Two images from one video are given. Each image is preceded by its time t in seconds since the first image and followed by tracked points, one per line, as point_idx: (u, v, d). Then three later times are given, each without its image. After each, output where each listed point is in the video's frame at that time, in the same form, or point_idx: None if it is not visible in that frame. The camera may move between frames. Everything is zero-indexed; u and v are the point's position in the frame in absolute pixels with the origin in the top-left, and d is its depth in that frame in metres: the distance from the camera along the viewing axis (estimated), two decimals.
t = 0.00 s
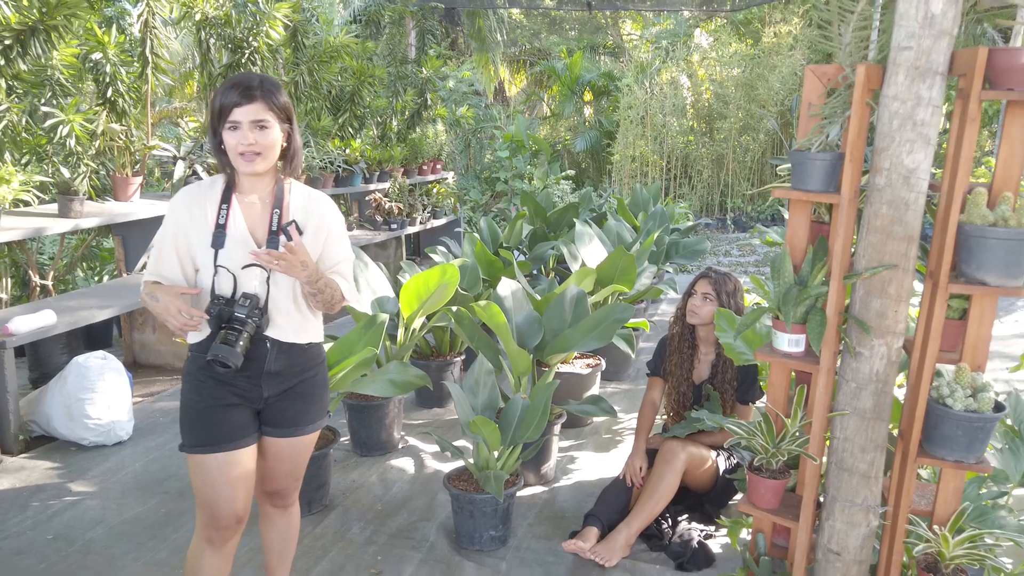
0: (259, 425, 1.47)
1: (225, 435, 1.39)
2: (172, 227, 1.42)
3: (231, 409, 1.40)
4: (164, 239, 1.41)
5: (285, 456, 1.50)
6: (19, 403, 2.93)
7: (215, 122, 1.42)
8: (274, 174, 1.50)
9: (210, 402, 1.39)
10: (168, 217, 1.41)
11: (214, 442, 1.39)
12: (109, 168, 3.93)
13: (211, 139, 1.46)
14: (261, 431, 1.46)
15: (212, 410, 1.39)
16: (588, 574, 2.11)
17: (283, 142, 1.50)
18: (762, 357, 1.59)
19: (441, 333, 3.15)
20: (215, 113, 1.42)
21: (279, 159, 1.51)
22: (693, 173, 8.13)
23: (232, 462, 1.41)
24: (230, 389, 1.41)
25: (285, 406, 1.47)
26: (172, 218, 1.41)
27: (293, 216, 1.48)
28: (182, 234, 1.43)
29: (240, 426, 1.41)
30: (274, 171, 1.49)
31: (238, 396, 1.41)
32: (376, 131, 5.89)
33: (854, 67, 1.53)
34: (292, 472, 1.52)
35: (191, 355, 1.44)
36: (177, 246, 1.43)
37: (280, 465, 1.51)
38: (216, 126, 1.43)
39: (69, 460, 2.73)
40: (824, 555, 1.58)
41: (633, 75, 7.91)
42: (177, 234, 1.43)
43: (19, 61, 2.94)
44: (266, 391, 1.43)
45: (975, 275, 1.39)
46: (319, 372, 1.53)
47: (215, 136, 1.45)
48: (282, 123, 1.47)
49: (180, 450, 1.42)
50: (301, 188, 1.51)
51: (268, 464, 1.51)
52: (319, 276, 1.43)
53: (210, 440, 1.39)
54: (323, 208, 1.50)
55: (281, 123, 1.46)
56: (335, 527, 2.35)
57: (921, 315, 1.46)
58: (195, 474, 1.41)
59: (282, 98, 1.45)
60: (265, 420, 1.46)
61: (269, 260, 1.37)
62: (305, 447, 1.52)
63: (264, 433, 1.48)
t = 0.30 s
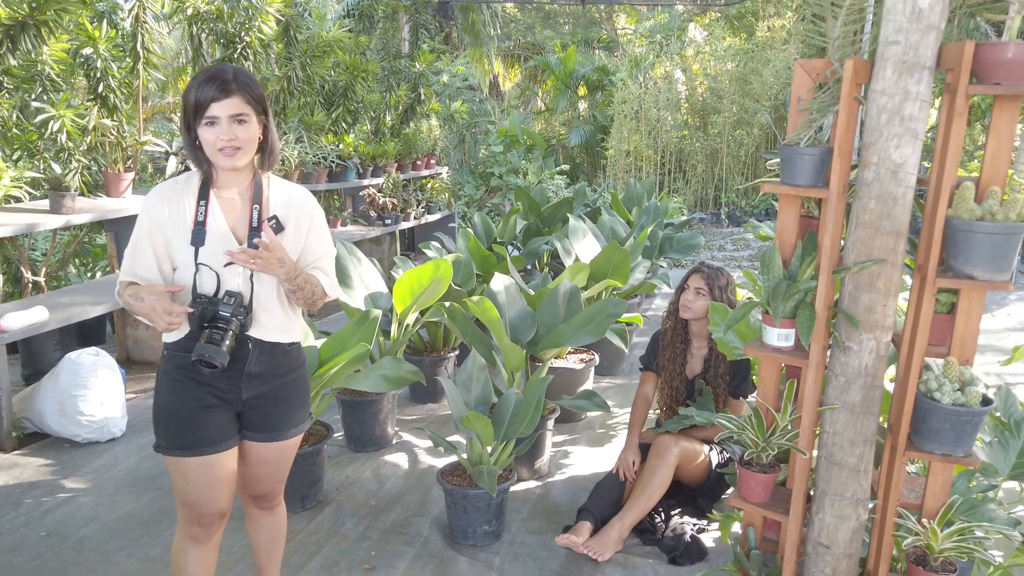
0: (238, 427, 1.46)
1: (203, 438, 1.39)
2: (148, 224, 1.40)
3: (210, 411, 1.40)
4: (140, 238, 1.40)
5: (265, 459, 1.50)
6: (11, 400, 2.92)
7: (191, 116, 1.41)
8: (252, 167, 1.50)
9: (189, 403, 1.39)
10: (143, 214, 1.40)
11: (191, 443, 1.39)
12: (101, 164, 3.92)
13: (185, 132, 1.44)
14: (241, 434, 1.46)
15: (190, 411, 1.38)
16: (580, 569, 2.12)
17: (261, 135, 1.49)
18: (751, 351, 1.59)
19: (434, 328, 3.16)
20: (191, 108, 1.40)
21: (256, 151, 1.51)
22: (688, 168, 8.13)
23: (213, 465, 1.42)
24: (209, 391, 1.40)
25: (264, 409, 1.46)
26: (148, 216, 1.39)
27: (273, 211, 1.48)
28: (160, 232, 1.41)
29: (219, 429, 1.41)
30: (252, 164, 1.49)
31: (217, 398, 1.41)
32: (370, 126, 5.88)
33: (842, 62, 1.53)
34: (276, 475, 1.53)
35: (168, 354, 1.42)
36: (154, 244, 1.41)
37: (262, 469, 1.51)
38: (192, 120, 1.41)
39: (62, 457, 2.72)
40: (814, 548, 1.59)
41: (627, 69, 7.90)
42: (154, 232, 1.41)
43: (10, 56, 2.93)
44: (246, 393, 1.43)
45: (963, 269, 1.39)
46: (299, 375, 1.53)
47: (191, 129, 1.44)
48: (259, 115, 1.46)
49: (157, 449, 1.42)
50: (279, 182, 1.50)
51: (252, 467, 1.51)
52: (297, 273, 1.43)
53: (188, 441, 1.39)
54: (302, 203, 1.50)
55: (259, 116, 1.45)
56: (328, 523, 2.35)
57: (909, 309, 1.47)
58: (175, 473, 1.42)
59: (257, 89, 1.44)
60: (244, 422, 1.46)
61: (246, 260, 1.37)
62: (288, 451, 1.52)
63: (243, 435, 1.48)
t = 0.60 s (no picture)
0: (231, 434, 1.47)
1: (195, 445, 1.40)
2: (139, 228, 1.40)
3: (202, 418, 1.41)
4: (130, 243, 1.39)
5: (261, 466, 1.51)
6: (14, 400, 2.92)
7: (181, 116, 1.41)
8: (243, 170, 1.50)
9: (180, 410, 1.39)
10: (133, 218, 1.39)
11: (183, 451, 1.40)
12: (103, 164, 3.92)
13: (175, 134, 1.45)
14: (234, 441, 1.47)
15: (182, 419, 1.39)
16: (581, 569, 2.12)
17: (252, 136, 1.50)
18: (753, 354, 1.60)
19: (436, 328, 3.16)
20: (181, 107, 1.41)
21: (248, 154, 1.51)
22: (689, 168, 8.14)
23: (205, 471, 1.43)
24: (201, 397, 1.41)
25: (256, 416, 1.46)
26: (138, 219, 1.39)
27: (266, 214, 1.48)
28: (151, 235, 1.41)
29: (210, 437, 1.41)
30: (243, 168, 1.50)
31: (209, 405, 1.42)
32: (372, 127, 5.89)
33: (844, 65, 1.53)
34: (273, 483, 1.53)
35: (159, 359, 1.43)
36: (146, 248, 1.41)
37: (258, 477, 1.52)
38: (181, 121, 1.42)
39: (64, 457, 2.73)
40: (815, 549, 1.59)
41: (628, 70, 7.92)
42: (146, 236, 1.40)
43: (13, 57, 2.93)
44: (238, 400, 1.44)
45: (963, 272, 1.40)
46: (293, 380, 1.53)
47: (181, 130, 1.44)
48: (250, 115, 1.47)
49: (149, 455, 1.43)
50: (272, 183, 1.50)
51: (248, 475, 1.52)
52: (290, 276, 1.43)
53: (180, 448, 1.39)
54: (296, 204, 1.51)
55: (249, 115, 1.46)
56: (330, 523, 2.36)
57: (910, 311, 1.48)
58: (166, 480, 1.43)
59: (247, 88, 1.44)
60: (237, 428, 1.47)
61: (236, 265, 1.37)
62: (284, 459, 1.53)
63: (237, 441, 1.48)
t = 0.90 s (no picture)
0: (230, 438, 1.47)
1: (192, 448, 1.40)
2: (137, 230, 1.41)
3: (201, 422, 1.41)
4: (128, 245, 1.40)
5: (261, 470, 1.51)
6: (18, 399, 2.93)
7: (178, 113, 1.41)
8: (241, 170, 1.50)
9: (178, 414, 1.40)
10: (132, 220, 1.40)
11: (180, 454, 1.40)
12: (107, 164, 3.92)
13: (172, 133, 1.45)
14: (233, 445, 1.47)
15: (180, 422, 1.39)
16: (585, 570, 2.13)
17: (250, 135, 1.50)
18: (759, 354, 1.60)
19: (439, 329, 3.17)
20: (178, 104, 1.41)
21: (246, 156, 1.51)
22: (691, 169, 8.14)
23: (204, 475, 1.43)
24: (199, 401, 1.41)
25: (254, 421, 1.46)
26: (136, 219, 1.40)
27: (264, 214, 1.48)
28: (149, 238, 1.42)
29: (208, 441, 1.42)
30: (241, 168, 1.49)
31: (207, 409, 1.42)
32: (374, 127, 5.90)
33: (851, 67, 1.53)
34: (273, 486, 1.53)
35: (157, 362, 1.43)
36: (143, 251, 1.42)
37: (258, 480, 1.52)
38: (179, 118, 1.42)
39: (68, 456, 2.73)
40: (820, 550, 1.59)
41: (630, 70, 7.93)
42: (143, 238, 1.41)
43: (17, 57, 2.93)
44: (236, 404, 1.43)
45: (971, 274, 1.40)
46: (292, 386, 1.53)
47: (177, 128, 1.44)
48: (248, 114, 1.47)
49: (148, 458, 1.43)
50: (271, 184, 1.50)
51: (248, 479, 1.52)
52: (282, 281, 1.44)
53: (178, 452, 1.40)
54: (295, 206, 1.50)
55: (247, 114, 1.46)
56: (334, 523, 2.36)
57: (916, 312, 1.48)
58: (165, 483, 1.44)
59: (246, 88, 1.45)
60: (236, 432, 1.47)
61: (224, 277, 1.38)
62: (284, 463, 1.53)
63: (235, 445, 1.49)
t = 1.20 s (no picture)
0: (233, 439, 1.48)
1: (195, 451, 1.41)
2: (133, 230, 1.41)
3: (204, 425, 1.41)
4: (125, 247, 1.41)
5: (264, 471, 1.51)
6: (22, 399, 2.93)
7: (187, 105, 1.41)
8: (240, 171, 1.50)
9: (181, 417, 1.40)
10: (128, 221, 1.41)
11: (184, 457, 1.41)
12: (110, 164, 3.92)
13: (175, 128, 1.44)
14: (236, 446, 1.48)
15: (183, 425, 1.40)
16: (589, 570, 2.13)
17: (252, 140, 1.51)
18: (764, 355, 1.60)
19: (442, 329, 3.17)
20: (188, 98, 1.41)
21: (246, 160, 1.51)
22: (693, 169, 8.13)
23: (208, 477, 1.44)
24: (202, 404, 1.41)
25: (257, 422, 1.46)
26: (132, 220, 1.41)
27: (263, 215, 1.48)
28: (146, 240, 1.43)
29: (211, 444, 1.42)
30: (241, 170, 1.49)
31: (209, 411, 1.42)
32: (377, 127, 5.90)
33: (856, 67, 1.53)
34: (277, 488, 1.54)
35: (159, 364, 1.43)
36: (140, 253, 1.43)
37: (261, 481, 1.52)
38: (188, 111, 1.41)
39: (72, 456, 2.74)
40: (825, 551, 1.59)
41: (632, 70, 7.93)
42: (140, 238, 1.42)
43: (21, 57, 2.93)
44: (239, 405, 1.44)
45: (976, 274, 1.40)
46: (295, 385, 1.53)
47: (183, 121, 1.43)
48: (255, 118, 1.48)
49: (151, 460, 1.44)
50: (269, 185, 1.51)
51: (253, 480, 1.52)
52: (288, 279, 1.44)
53: (181, 455, 1.40)
54: (293, 206, 1.50)
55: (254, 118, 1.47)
56: (337, 523, 2.36)
57: (921, 314, 1.48)
58: (168, 485, 1.44)
59: (257, 93, 1.46)
60: (239, 433, 1.47)
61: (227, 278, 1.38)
62: (288, 464, 1.53)
63: (239, 445, 1.49)
